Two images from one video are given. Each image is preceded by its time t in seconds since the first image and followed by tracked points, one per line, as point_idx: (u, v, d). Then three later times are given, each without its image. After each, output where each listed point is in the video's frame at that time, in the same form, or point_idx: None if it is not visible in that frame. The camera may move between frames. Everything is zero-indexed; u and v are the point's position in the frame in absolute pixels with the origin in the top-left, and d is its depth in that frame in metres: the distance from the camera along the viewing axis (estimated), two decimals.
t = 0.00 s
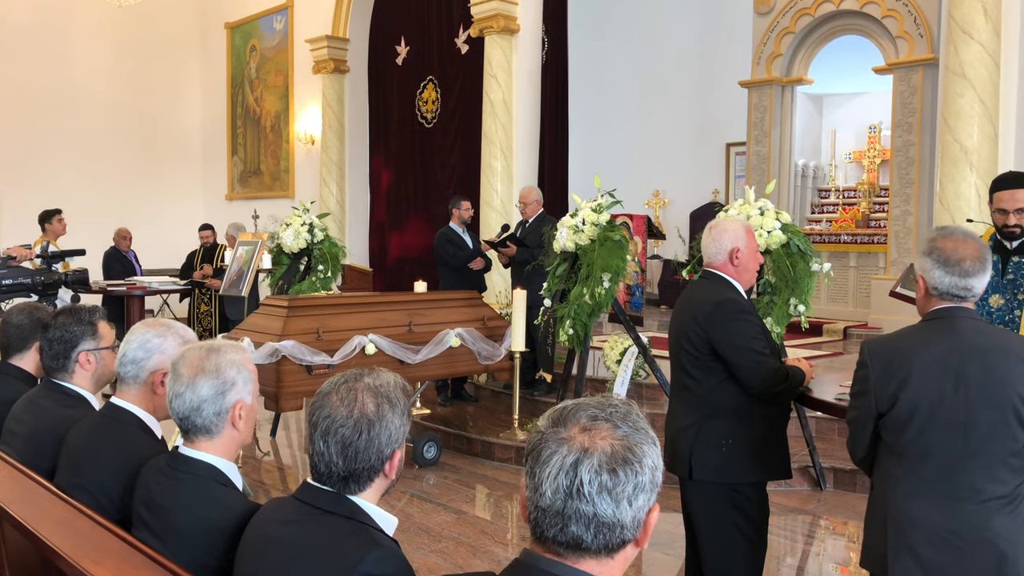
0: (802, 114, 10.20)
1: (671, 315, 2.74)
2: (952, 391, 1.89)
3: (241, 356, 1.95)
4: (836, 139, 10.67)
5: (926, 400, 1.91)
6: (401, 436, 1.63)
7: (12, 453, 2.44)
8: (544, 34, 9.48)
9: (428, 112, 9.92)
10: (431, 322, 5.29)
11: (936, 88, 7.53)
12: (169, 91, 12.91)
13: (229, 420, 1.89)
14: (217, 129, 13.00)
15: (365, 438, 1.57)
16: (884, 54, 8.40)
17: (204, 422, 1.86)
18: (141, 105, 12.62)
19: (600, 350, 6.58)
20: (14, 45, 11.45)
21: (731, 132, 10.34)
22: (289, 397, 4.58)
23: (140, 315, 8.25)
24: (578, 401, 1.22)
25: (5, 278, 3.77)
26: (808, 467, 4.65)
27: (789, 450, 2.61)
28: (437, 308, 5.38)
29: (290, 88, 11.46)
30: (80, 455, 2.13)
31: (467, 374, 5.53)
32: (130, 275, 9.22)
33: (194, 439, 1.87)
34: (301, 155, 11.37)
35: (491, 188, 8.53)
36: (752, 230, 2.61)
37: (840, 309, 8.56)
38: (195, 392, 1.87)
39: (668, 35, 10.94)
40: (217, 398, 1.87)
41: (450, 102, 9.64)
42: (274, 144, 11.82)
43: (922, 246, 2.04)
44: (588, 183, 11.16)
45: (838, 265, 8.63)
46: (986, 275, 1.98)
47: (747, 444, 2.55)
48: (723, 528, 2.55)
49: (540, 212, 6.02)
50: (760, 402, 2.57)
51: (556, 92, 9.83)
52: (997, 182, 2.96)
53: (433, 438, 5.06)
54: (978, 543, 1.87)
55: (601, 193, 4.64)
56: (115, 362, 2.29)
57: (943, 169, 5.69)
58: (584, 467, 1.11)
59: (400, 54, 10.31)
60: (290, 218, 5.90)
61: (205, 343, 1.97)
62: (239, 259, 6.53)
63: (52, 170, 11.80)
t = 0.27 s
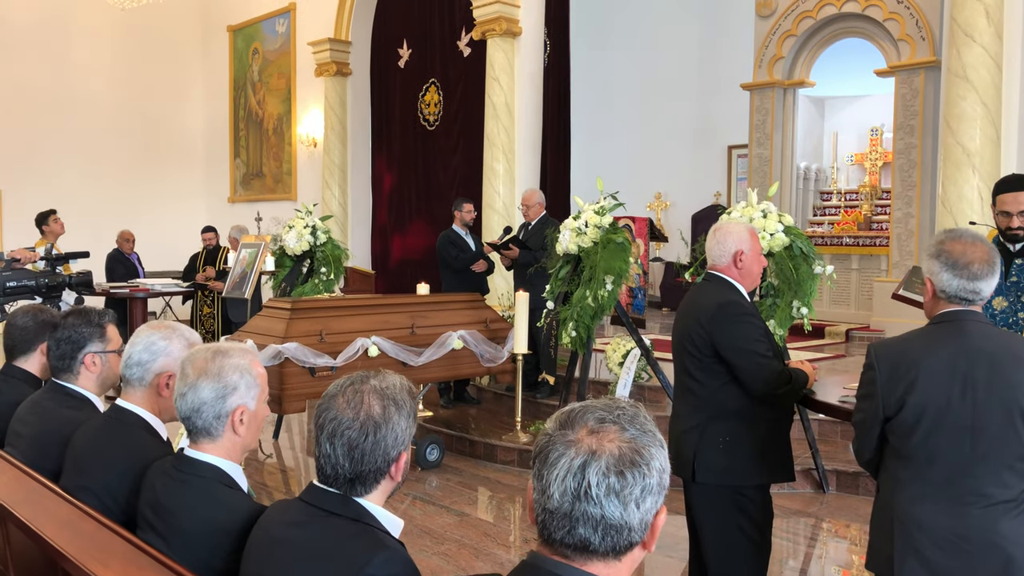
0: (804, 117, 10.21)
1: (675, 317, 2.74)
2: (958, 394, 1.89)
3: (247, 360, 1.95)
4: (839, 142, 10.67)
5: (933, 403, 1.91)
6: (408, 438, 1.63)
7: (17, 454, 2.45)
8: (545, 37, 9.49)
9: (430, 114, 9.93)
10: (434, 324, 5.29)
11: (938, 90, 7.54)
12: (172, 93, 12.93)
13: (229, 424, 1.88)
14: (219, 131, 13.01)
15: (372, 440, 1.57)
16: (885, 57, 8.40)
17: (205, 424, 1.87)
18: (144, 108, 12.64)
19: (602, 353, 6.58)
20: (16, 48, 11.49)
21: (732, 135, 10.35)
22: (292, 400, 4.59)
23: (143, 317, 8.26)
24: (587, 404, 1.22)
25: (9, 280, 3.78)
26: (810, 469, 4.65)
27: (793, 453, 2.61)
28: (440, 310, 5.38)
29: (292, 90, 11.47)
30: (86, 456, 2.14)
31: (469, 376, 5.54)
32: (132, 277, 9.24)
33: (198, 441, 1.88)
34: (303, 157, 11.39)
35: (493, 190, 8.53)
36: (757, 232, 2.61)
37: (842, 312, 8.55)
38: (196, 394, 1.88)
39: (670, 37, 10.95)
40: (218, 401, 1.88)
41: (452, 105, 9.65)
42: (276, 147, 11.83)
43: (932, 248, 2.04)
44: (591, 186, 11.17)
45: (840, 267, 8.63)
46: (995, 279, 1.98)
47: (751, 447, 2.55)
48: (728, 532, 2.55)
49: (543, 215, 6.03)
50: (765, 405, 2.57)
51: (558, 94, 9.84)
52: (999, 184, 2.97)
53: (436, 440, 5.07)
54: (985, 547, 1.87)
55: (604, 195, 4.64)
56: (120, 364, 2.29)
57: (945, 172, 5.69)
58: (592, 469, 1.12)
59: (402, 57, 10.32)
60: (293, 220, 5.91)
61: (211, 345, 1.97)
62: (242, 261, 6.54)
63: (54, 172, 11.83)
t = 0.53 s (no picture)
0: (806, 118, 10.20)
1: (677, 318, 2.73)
2: (958, 395, 1.89)
3: (248, 361, 1.95)
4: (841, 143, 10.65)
5: (933, 404, 1.91)
6: (409, 438, 1.62)
7: (18, 454, 2.44)
8: (547, 38, 9.48)
9: (432, 115, 9.93)
10: (435, 325, 5.28)
11: (940, 91, 7.52)
12: (173, 95, 12.93)
13: (229, 424, 1.88)
14: (221, 132, 13.01)
15: (373, 441, 1.56)
16: (888, 57, 8.38)
17: (204, 424, 1.86)
18: (145, 109, 12.64)
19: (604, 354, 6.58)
20: (18, 49, 11.50)
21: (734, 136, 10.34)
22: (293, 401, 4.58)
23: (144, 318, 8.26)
24: (590, 403, 1.21)
25: (11, 281, 3.79)
26: (812, 471, 4.64)
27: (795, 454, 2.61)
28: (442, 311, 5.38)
29: (294, 91, 11.47)
30: (87, 457, 2.13)
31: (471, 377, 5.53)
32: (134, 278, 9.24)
33: (197, 441, 1.87)
34: (305, 158, 11.39)
35: (495, 191, 8.52)
36: (760, 233, 2.60)
37: (844, 313, 8.53)
38: (195, 395, 1.87)
39: (672, 38, 10.94)
40: (217, 402, 1.87)
41: (454, 106, 9.65)
42: (278, 148, 11.83)
43: (931, 248, 2.03)
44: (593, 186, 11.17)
45: (842, 268, 8.62)
46: (995, 279, 1.97)
47: (753, 448, 2.55)
48: (730, 534, 2.54)
49: (545, 215, 6.02)
50: (767, 406, 2.56)
51: (560, 95, 9.84)
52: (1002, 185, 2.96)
53: (437, 441, 5.06)
54: (987, 548, 1.86)
55: (606, 196, 4.62)
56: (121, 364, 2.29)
57: (948, 172, 5.67)
58: (595, 469, 1.11)
59: (404, 58, 10.32)
60: (294, 221, 5.90)
61: (212, 345, 1.97)
62: (244, 262, 6.54)
63: (56, 173, 11.83)
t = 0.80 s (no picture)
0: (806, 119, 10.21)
1: (677, 318, 2.73)
2: (951, 395, 1.88)
3: (246, 362, 1.94)
4: (841, 143, 10.65)
5: (926, 403, 1.91)
6: (406, 439, 1.62)
7: (18, 455, 2.44)
8: (547, 38, 9.49)
9: (432, 117, 9.94)
10: (436, 326, 5.27)
11: (940, 92, 7.52)
12: (174, 96, 12.94)
13: (226, 425, 1.88)
14: (221, 133, 13.02)
15: (370, 441, 1.56)
16: (888, 57, 8.38)
17: (201, 425, 1.86)
18: (146, 110, 12.65)
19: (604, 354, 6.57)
20: (19, 51, 11.51)
21: (735, 137, 10.34)
22: (293, 402, 4.58)
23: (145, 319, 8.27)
24: (585, 404, 1.21)
25: (10, 282, 3.79)
26: (813, 472, 4.64)
27: (794, 455, 2.60)
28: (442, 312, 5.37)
29: (295, 92, 11.48)
30: (86, 458, 2.13)
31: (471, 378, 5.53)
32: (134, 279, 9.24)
33: (195, 441, 1.87)
34: (306, 160, 11.40)
35: (495, 192, 8.52)
36: (760, 234, 2.60)
37: (844, 313, 8.53)
38: (193, 396, 1.88)
39: (672, 38, 10.94)
40: (215, 403, 1.87)
41: (454, 107, 9.66)
42: (278, 149, 11.84)
43: (922, 249, 2.04)
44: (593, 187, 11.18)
45: (843, 268, 8.61)
46: (985, 278, 1.95)
47: (752, 449, 2.54)
48: (729, 535, 2.54)
49: (545, 216, 6.02)
50: (766, 407, 2.56)
51: (560, 97, 9.84)
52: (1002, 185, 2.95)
53: (437, 442, 5.05)
54: (981, 548, 1.85)
55: (605, 197, 4.62)
56: (119, 366, 2.28)
57: (948, 173, 5.67)
58: (590, 469, 1.11)
59: (404, 59, 10.33)
60: (294, 222, 5.90)
61: (211, 346, 1.97)
62: (244, 263, 6.54)
63: (57, 174, 11.84)
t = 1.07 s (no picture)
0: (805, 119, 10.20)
1: (675, 318, 2.72)
2: (942, 393, 1.88)
3: (240, 361, 1.94)
4: (841, 143, 10.65)
5: (917, 401, 1.91)
6: (401, 438, 1.61)
7: (13, 454, 2.43)
8: (547, 38, 9.48)
9: (432, 117, 9.94)
10: (434, 326, 5.27)
11: (940, 92, 7.51)
12: (173, 96, 12.93)
13: (221, 424, 1.87)
14: (221, 134, 13.02)
15: (364, 440, 1.56)
16: (887, 57, 8.36)
17: (196, 424, 1.86)
18: (145, 110, 12.64)
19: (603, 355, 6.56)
20: (19, 51, 11.50)
21: (734, 137, 10.34)
22: (291, 402, 4.58)
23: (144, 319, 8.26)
24: (579, 402, 1.21)
25: (7, 282, 3.78)
26: (812, 472, 4.63)
27: (792, 455, 2.60)
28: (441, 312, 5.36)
29: (294, 93, 11.48)
30: (80, 458, 2.13)
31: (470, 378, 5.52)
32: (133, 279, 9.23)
33: (190, 441, 1.87)
34: (305, 160, 11.40)
35: (494, 192, 8.51)
36: (757, 233, 2.59)
37: (844, 314, 8.52)
38: (187, 395, 1.87)
39: (672, 39, 10.93)
40: (209, 401, 1.87)
41: (454, 107, 9.65)
42: (278, 149, 11.84)
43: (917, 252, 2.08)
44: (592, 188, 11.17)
45: (843, 268, 8.61)
46: (972, 275, 1.96)
47: (750, 449, 2.54)
48: (727, 535, 2.54)
49: (544, 216, 6.01)
50: (764, 407, 2.55)
51: (559, 97, 9.83)
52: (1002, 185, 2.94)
53: (436, 443, 5.04)
54: (972, 548, 1.84)
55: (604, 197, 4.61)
56: (114, 365, 2.28)
57: (947, 173, 5.66)
58: (582, 468, 1.10)
59: (403, 59, 10.33)
60: (293, 222, 5.89)
61: (205, 345, 1.97)
62: (243, 263, 6.54)
63: (56, 175, 11.83)
